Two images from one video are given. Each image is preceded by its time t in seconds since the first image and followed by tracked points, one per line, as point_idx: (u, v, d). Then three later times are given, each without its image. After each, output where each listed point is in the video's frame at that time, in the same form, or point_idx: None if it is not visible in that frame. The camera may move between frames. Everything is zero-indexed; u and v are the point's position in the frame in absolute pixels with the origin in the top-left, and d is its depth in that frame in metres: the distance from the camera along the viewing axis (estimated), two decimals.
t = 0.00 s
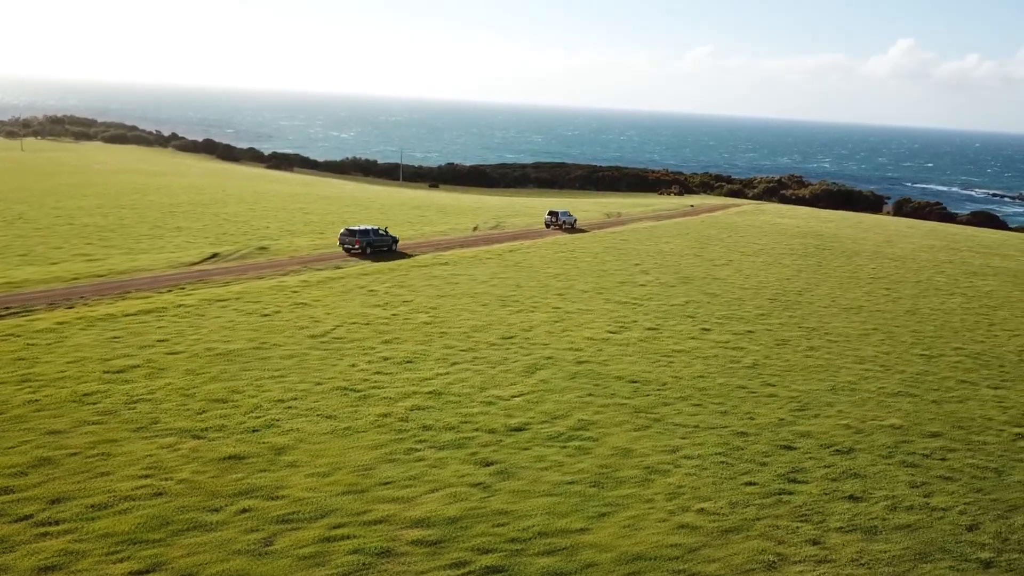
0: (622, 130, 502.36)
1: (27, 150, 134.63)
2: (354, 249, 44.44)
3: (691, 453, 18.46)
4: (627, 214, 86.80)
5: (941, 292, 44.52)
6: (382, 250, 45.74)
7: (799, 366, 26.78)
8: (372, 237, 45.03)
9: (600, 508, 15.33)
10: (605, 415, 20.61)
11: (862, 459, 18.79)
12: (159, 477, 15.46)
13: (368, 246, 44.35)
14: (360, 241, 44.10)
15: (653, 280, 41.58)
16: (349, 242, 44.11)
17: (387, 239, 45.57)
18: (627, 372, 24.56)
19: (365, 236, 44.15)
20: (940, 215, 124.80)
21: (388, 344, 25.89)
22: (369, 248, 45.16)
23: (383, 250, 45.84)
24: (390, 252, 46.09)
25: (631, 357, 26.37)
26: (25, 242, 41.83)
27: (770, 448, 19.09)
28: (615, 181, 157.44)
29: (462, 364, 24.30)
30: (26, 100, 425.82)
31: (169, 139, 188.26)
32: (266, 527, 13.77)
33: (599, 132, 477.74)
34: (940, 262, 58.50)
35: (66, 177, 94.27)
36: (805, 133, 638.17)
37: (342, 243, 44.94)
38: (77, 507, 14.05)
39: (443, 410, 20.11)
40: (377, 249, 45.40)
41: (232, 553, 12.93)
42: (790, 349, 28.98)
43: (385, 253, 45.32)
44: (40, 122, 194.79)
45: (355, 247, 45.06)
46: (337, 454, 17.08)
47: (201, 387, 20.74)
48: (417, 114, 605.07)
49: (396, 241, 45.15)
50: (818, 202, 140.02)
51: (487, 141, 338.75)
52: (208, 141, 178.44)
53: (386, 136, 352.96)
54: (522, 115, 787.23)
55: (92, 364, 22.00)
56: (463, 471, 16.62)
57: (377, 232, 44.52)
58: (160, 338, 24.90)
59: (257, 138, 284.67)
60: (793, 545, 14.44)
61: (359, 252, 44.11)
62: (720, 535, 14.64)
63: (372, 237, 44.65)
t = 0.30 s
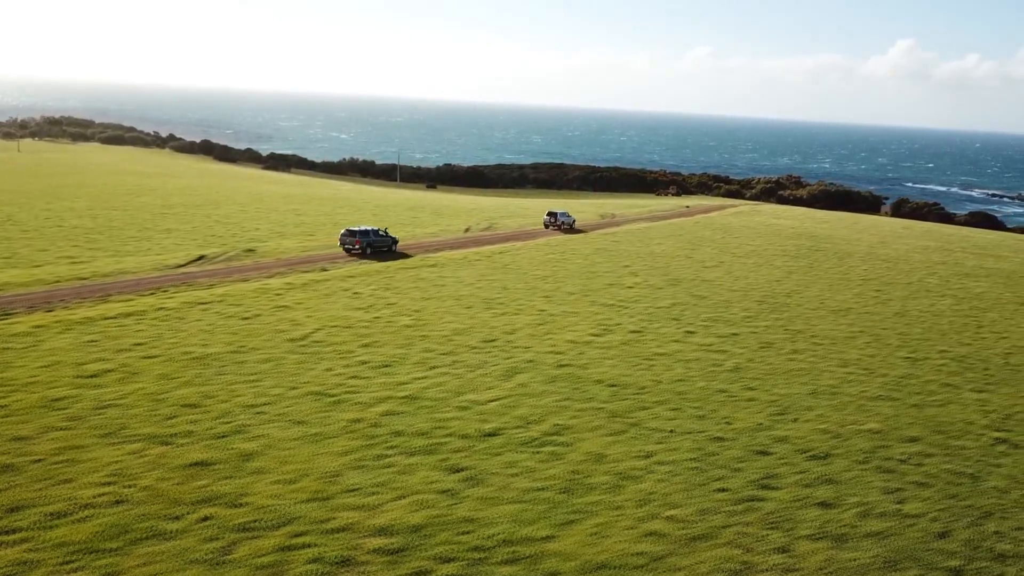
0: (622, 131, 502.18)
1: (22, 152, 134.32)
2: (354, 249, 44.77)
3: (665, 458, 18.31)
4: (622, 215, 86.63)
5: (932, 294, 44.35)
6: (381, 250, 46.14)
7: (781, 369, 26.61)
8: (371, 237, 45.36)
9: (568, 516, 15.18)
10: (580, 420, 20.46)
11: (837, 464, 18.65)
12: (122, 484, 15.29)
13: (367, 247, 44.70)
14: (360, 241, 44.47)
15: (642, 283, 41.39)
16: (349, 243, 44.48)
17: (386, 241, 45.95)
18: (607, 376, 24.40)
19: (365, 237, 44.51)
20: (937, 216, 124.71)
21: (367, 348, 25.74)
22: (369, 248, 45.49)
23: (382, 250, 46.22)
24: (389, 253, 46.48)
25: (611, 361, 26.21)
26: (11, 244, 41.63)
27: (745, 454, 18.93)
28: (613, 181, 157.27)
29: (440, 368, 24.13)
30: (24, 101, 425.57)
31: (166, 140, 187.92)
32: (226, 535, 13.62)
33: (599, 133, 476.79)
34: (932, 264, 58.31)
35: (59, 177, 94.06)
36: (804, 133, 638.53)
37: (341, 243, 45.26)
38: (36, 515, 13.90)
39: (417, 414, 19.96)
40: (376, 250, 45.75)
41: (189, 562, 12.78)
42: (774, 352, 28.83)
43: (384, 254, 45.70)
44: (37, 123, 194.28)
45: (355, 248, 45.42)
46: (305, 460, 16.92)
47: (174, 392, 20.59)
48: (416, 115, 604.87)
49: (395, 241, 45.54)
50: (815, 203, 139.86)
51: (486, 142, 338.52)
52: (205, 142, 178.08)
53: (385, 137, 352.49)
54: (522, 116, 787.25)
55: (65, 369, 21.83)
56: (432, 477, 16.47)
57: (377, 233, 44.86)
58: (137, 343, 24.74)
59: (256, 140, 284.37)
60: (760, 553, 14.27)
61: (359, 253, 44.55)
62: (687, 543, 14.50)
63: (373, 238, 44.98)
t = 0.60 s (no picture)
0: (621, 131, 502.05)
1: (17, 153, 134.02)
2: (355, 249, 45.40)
3: (638, 465, 18.13)
4: (616, 215, 86.43)
5: (922, 296, 44.17)
6: (381, 250, 46.80)
7: (763, 373, 26.45)
8: (372, 238, 45.98)
9: (535, 524, 15.03)
10: (556, 426, 20.28)
11: (813, 470, 18.48)
12: (84, 492, 15.11)
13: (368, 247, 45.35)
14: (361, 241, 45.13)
15: (630, 285, 41.22)
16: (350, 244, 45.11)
17: (386, 241, 46.59)
18: (586, 381, 24.23)
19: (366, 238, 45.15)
20: (933, 216, 124.60)
21: (346, 352, 25.56)
22: (369, 249, 46.15)
23: (382, 250, 46.90)
24: (388, 253, 47.13)
25: (592, 365, 26.04)
26: None
27: (720, 460, 18.75)
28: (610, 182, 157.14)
29: (418, 372, 23.96)
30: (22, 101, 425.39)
31: (164, 141, 187.72)
32: (185, 545, 13.45)
33: (598, 133, 476.70)
34: (925, 265, 58.17)
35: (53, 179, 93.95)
36: (803, 134, 638.56)
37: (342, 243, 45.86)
38: None
39: (390, 420, 19.80)
40: (376, 251, 46.40)
41: (145, 573, 12.60)
42: (757, 356, 28.67)
43: (383, 254, 46.34)
44: (35, 124, 193.84)
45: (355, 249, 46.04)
46: (273, 467, 16.75)
47: (146, 397, 20.41)
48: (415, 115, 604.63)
49: (396, 242, 46.27)
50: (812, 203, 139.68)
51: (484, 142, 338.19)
52: (201, 143, 177.83)
53: (386, 137, 352.33)
54: (522, 115, 786.19)
55: (38, 374, 21.66)
56: (400, 484, 16.31)
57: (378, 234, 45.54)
58: (114, 347, 24.56)
59: (256, 140, 284.28)
60: (727, 563, 14.11)
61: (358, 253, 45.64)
62: (652, 552, 14.34)
63: (374, 239, 45.65)
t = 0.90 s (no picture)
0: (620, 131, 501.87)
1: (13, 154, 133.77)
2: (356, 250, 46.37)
3: (611, 472, 17.93)
4: (610, 217, 86.20)
5: (913, 298, 43.93)
6: (382, 251, 47.75)
7: (746, 377, 26.24)
8: (372, 239, 46.96)
9: (502, 534, 14.83)
10: (531, 432, 20.07)
11: (788, 477, 18.28)
12: (44, 501, 14.91)
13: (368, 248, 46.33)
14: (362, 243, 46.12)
15: (618, 287, 40.99)
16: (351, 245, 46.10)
17: (387, 242, 47.52)
18: (566, 385, 24.02)
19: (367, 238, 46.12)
20: (930, 216, 124.35)
21: (325, 356, 25.36)
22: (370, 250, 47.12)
23: (383, 251, 47.83)
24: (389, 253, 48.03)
25: (573, 369, 25.83)
26: None
27: (695, 467, 18.56)
28: (607, 183, 156.95)
29: (396, 376, 23.76)
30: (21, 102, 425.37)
31: (161, 142, 187.45)
32: (142, 556, 13.27)
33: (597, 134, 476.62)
34: (918, 266, 57.90)
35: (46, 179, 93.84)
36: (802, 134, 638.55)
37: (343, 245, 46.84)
38: None
39: (364, 426, 19.59)
40: (377, 251, 47.36)
41: None
42: (742, 359, 28.46)
43: (384, 255, 47.24)
44: (31, 125, 193.57)
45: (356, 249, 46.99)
46: (240, 475, 16.56)
47: (118, 403, 20.23)
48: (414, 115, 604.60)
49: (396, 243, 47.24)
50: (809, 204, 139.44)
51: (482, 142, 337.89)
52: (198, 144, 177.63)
53: (385, 138, 352.09)
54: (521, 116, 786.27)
55: (11, 380, 21.47)
56: (367, 493, 16.11)
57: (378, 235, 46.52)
58: (91, 352, 24.37)
59: (255, 141, 284.07)
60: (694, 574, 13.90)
61: (358, 253, 46.89)
62: (618, 563, 14.14)
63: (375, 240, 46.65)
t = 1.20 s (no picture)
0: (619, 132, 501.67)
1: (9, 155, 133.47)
2: (357, 250, 47.45)
3: (585, 480, 17.74)
4: (605, 218, 86.01)
5: (903, 300, 43.75)
6: (383, 253, 48.78)
7: (730, 381, 26.06)
8: (373, 240, 47.99)
9: (469, 544, 14.66)
10: (507, 438, 19.90)
11: (765, 485, 18.10)
12: (4, 511, 14.73)
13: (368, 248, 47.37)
14: (362, 244, 47.26)
15: (606, 290, 40.82)
16: (352, 245, 47.23)
17: (387, 243, 48.54)
18: (547, 390, 23.87)
19: (367, 239, 47.20)
20: (928, 217, 124.21)
21: (304, 361, 25.18)
22: (370, 251, 48.20)
23: (384, 253, 48.86)
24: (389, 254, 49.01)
25: (555, 374, 25.65)
26: None
27: (671, 474, 18.36)
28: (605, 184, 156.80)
29: (375, 381, 23.58)
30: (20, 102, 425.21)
31: (159, 142, 187.47)
32: (100, 568, 13.10)
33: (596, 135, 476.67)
34: (911, 268, 57.70)
35: (41, 181, 93.62)
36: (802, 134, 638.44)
37: (345, 245, 47.98)
38: None
39: (337, 433, 19.42)
40: (377, 252, 48.35)
41: None
42: (726, 363, 28.29)
43: (383, 256, 48.17)
44: (29, 126, 193.36)
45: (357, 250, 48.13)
46: (207, 483, 16.38)
47: (90, 409, 20.04)
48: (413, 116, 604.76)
49: (397, 244, 48.27)
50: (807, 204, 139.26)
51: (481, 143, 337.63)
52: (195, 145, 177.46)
53: (385, 138, 352.25)
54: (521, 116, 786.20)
55: None
56: (335, 502, 15.94)
57: (378, 236, 47.57)
58: (68, 357, 24.17)
59: (255, 142, 283.67)
60: None
61: (360, 255, 48.12)
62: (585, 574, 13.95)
63: (375, 241, 47.75)
